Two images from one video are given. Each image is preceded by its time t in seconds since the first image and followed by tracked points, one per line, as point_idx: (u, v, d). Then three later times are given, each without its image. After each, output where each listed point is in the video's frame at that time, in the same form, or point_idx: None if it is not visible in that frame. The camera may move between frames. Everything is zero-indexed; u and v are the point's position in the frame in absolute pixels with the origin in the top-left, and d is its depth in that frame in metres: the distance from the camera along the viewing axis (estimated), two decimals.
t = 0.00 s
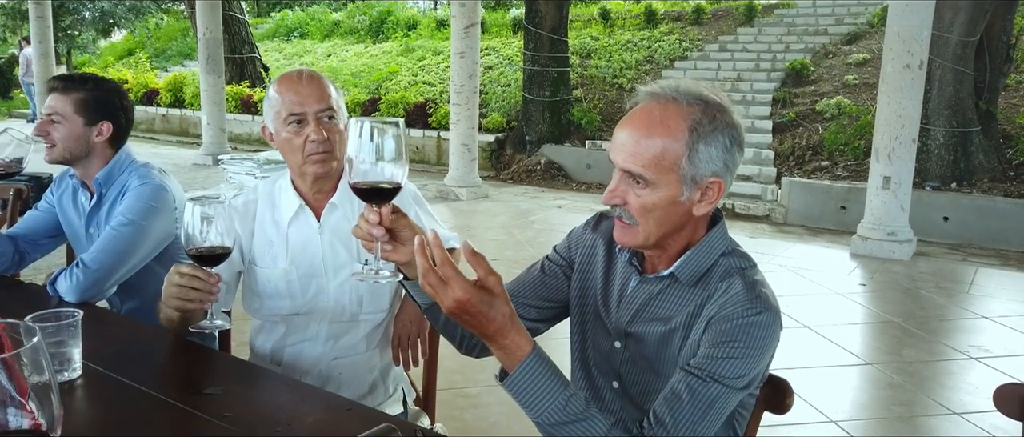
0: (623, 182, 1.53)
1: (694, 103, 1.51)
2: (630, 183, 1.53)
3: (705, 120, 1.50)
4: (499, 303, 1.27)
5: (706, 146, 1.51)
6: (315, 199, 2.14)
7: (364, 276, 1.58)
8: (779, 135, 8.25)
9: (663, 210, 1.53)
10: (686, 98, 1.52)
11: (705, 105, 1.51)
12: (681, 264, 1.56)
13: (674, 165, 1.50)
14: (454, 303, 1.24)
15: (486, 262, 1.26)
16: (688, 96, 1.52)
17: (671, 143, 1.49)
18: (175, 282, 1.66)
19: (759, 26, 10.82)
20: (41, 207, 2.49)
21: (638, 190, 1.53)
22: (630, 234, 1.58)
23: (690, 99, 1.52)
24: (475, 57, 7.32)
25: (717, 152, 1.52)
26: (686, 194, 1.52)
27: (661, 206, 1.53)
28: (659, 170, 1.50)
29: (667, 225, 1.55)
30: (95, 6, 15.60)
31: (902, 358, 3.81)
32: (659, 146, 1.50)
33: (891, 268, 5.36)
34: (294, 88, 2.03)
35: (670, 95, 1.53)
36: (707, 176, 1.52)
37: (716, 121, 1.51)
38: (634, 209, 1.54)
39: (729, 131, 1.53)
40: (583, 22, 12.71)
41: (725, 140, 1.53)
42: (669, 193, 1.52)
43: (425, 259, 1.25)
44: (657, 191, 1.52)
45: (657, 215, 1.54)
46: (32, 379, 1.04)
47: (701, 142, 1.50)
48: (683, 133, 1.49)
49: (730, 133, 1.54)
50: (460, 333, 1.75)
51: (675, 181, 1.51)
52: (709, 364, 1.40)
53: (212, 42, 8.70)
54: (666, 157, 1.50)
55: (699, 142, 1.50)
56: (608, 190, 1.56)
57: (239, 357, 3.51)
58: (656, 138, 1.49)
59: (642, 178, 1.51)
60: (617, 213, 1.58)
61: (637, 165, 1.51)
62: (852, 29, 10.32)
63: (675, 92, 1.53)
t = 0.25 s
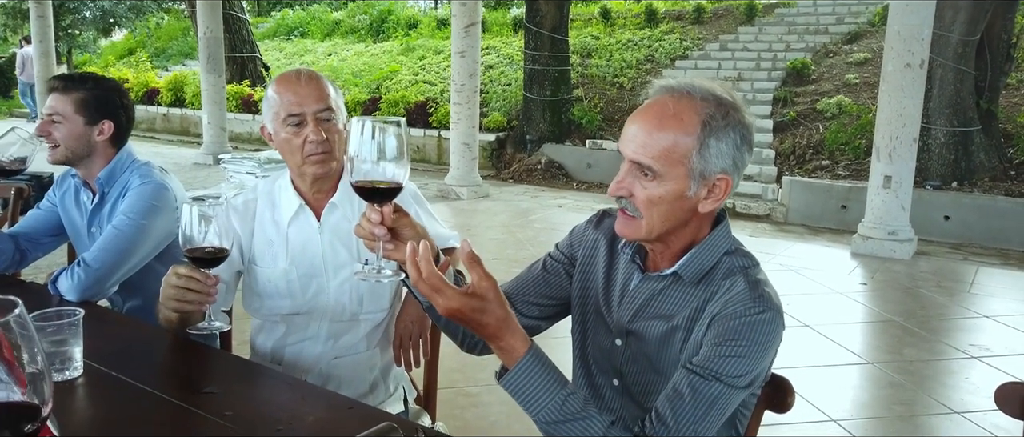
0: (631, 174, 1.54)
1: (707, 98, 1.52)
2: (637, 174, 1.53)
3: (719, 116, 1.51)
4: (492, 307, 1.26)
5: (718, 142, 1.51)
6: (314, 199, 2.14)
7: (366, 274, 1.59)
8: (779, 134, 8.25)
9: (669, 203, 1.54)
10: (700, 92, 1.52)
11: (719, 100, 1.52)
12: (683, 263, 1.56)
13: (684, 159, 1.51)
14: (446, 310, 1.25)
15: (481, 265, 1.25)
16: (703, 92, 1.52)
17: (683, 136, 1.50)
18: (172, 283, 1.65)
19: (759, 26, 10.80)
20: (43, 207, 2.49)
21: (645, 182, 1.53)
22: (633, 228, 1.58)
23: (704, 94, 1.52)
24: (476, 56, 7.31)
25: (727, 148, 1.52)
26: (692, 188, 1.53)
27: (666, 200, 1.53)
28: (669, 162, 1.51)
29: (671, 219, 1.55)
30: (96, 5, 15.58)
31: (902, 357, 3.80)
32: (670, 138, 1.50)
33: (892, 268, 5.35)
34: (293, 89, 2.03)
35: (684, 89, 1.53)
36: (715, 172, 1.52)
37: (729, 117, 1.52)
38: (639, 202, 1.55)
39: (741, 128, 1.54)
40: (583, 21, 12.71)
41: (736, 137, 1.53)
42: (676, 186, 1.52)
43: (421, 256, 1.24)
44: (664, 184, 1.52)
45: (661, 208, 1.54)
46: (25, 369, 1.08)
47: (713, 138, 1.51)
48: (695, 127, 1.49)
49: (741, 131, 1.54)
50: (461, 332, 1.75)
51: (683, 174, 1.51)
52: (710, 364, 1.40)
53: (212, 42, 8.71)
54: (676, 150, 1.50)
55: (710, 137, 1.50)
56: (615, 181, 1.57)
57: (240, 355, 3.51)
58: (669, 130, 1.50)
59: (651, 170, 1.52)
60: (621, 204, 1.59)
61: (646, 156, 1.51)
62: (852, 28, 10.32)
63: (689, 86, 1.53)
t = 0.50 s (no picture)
0: (637, 162, 1.55)
1: (717, 90, 1.53)
2: (643, 163, 1.54)
3: (727, 107, 1.51)
4: (503, 299, 1.27)
5: (724, 133, 1.52)
6: (317, 198, 2.14)
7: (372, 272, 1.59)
8: (781, 133, 8.25)
9: (674, 192, 1.54)
10: (709, 84, 1.53)
11: (728, 92, 1.53)
12: (689, 260, 1.56)
13: (689, 148, 1.51)
14: (459, 299, 1.26)
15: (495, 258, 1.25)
16: (712, 83, 1.53)
17: (690, 125, 1.51)
18: (176, 282, 1.65)
19: (761, 25, 10.79)
20: (48, 205, 2.50)
21: (650, 171, 1.54)
22: (637, 218, 1.58)
23: (714, 87, 1.53)
24: (477, 55, 7.31)
25: (733, 140, 1.53)
26: (697, 179, 1.53)
27: (671, 189, 1.53)
28: (674, 151, 1.52)
29: (675, 210, 1.55)
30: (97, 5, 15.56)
31: (904, 356, 3.80)
32: (676, 127, 1.51)
33: (894, 267, 5.35)
34: (296, 88, 2.03)
35: (694, 80, 1.54)
36: (720, 163, 1.53)
37: (737, 110, 1.52)
38: (643, 191, 1.55)
39: (749, 122, 1.55)
40: (584, 20, 12.72)
41: (743, 131, 1.54)
42: (681, 175, 1.52)
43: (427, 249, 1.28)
44: (669, 172, 1.53)
45: (666, 198, 1.54)
46: (26, 362, 1.07)
47: (720, 128, 1.51)
48: (703, 117, 1.50)
49: (749, 125, 1.55)
50: (465, 330, 1.75)
51: (688, 163, 1.52)
52: (716, 361, 1.40)
53: (213, 41, 8.71)
54: (682, 139, 1.51)
55: (717, 128, 1.51)
56: (621, 168, 1.57)
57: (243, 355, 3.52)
58: (675, 119, 1.51)
59: (657, 157, 1.53)
60: (625, 194, 1.59)
61: (651, 142, 1.52)
62: (854, 27, 10.31)
63: (699, 77, 1.54)
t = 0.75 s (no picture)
0: (644, 154, 1.55)
1: (727, 84, 1.53)
2: (650, 155, 1.54)
3: (736, 100, 1.52)
4: (527, 288, 1.27)
5: (733, 126, 1.52)
6: (324, 197, 2.14)
7: (382, 275, 1.60)
8: (785, 132, 8.24)
9: (679, 184, 1.54)
10: (720, 78, 1.54)
11: (737, 86, 1.53)
12: (697, 259, 1.56)
13: (697, 139, 1.52)
14: (483, 289, 1.23)
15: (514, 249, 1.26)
16: (722, 78, 1.54)
17: (697, 117, 1.51)
18: (184, 283, 1.65)
19: (764, 24, 10.77)
20: (57, 204, 2.51)
21: (658, 163, 1.54)
22: (644, 212, 1.58)
23: (725, 81, 1.53)
24: (480, 55, 7.31)
25: (742, 133, 1.53)
26: (704, 172, 1.53)
27: (678, 181, 1.54)
28: (683, 144, 1.52)
29: (681, 203, 1.56)
30: (100, 6, 15.54)
31: (909, 355, 3.80)
32: (684, 120, 1.52)
33: (898, 266, 5.34)
34: (305, 87, 2.03)
35: (704, 75, 1.54)
36: (728, 156, 1.53)
37: (747, 104, 1.53)
38: (651, 183, 1.55)
39: (758, 117, 1.55)
40: (587, 20, 12.71)
41: (752, 125, 1.54)
42: (689, 167, 1.53)
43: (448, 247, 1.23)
44: (677, 164, 1.53)
45: (673, 189, 1.55)
46: (42, 356, 1.07)
47: (728, 121, 1.52)
48: (712, 110, 1.51)
49: (758, 120, 1.55)
50: (473, 329, 1.75)
51: (697, 156, 1.52)
52: (726, 360, 1.40)
53: (216, 41, 8.72)
54: (690, 131, 1.52)
55: (726, 121, 1.52)
56: (629, 160, 1.58)
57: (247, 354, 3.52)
58: (683, 112, 1.52)
59: (665, 149, 1.53)
60: (633, 186, 1.60)
61: (660, 135, 1.53)
62: (857, 26, 10.31)
63: (709, 72, 1.54)
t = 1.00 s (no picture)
0: (652, 146, 1.55)
1: (733, 77, 1.53)
2: (657, 147, 1.55)
3: (743, 92, 1.52)
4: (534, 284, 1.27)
5: (739, 118, 1.52)
6: (330, 197, 2.13)
7: (389, 279, 1.59)
8: (789, 131, 8.23)
9: (686, 176, 1.54)
10: (726, 71, 1.54)
11: (744, 79, 1.53)
12: (705, 258, 1.55)
13: (702, 131, 1.52)
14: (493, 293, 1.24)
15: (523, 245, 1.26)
16: (729, 71, 1.54)
17: (704, 108, 1.52)
18: (192, 286, 1.64)
19: (768, 22, 10.73)
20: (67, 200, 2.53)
21: (665, 155, 1.55)
22: (650, 205, 1.57)
23: (731, 74, 1.53)
24: (484, 54, 7.30)
25: (749, 125, 1.53)
26: (710, 163, 1.53)
27: (684, 172, 1.54)
28: (687, 134, 1.53)
29: (687, 195, 1.55)
30: (103, 5, 15.53)
31: (915, 355, 3.78)
32: (691, 111, 1.52)
33: (903, 265, 5.33)
34: (311, 86, 2.02)
35: (712, 69, 1.55)
36: (734, 147, 1.53)
37: (753, 96, 1.53)
38: (656, 175, 1.55)
39: (765, 110, 1.55)
40: (591, 18, 12.70)
41: (759, 118, 1.54)
42: (694, 158, 1.53)
43: (466, 246, 1.23)
44: (682, 155, 1.53)
45: (679, 181, 1.55)
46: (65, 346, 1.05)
47: (735, 112, 1.52)
48: (719, 101, 1.51)
49: (765, 114, 1.55)
50: (480, 331, 1.74)
51: (703, 147, 1.53)
52: (735, 360, 1.38)
53: (220, 40, 8.71)
54: (696, 122, 1.52)
55: (732, 112, 1.52)
56: (635, 152, 1.58)
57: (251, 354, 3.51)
58: (689, 103, 1.52)
59: (671, 139, 1.54)
60: (638, 180, 1.59)
61: (666, 125, 1.53)
62: (862, 24, 10.28)
63: (717, 66, 1.55)
